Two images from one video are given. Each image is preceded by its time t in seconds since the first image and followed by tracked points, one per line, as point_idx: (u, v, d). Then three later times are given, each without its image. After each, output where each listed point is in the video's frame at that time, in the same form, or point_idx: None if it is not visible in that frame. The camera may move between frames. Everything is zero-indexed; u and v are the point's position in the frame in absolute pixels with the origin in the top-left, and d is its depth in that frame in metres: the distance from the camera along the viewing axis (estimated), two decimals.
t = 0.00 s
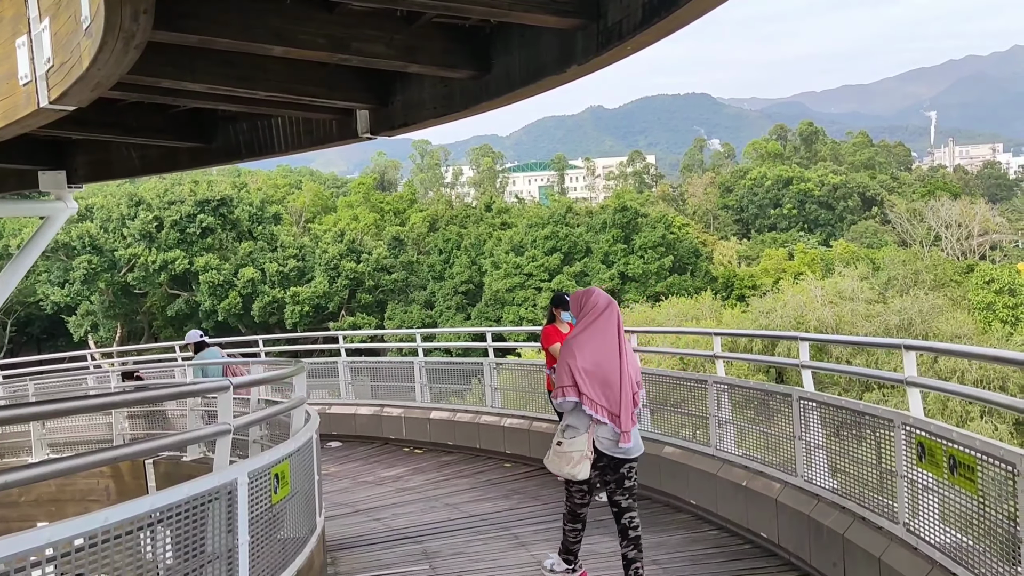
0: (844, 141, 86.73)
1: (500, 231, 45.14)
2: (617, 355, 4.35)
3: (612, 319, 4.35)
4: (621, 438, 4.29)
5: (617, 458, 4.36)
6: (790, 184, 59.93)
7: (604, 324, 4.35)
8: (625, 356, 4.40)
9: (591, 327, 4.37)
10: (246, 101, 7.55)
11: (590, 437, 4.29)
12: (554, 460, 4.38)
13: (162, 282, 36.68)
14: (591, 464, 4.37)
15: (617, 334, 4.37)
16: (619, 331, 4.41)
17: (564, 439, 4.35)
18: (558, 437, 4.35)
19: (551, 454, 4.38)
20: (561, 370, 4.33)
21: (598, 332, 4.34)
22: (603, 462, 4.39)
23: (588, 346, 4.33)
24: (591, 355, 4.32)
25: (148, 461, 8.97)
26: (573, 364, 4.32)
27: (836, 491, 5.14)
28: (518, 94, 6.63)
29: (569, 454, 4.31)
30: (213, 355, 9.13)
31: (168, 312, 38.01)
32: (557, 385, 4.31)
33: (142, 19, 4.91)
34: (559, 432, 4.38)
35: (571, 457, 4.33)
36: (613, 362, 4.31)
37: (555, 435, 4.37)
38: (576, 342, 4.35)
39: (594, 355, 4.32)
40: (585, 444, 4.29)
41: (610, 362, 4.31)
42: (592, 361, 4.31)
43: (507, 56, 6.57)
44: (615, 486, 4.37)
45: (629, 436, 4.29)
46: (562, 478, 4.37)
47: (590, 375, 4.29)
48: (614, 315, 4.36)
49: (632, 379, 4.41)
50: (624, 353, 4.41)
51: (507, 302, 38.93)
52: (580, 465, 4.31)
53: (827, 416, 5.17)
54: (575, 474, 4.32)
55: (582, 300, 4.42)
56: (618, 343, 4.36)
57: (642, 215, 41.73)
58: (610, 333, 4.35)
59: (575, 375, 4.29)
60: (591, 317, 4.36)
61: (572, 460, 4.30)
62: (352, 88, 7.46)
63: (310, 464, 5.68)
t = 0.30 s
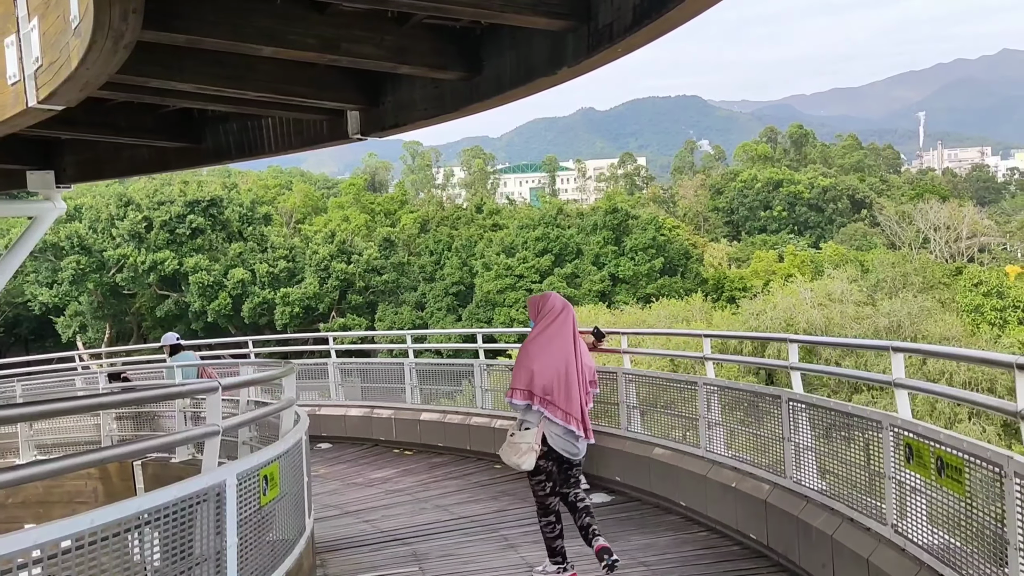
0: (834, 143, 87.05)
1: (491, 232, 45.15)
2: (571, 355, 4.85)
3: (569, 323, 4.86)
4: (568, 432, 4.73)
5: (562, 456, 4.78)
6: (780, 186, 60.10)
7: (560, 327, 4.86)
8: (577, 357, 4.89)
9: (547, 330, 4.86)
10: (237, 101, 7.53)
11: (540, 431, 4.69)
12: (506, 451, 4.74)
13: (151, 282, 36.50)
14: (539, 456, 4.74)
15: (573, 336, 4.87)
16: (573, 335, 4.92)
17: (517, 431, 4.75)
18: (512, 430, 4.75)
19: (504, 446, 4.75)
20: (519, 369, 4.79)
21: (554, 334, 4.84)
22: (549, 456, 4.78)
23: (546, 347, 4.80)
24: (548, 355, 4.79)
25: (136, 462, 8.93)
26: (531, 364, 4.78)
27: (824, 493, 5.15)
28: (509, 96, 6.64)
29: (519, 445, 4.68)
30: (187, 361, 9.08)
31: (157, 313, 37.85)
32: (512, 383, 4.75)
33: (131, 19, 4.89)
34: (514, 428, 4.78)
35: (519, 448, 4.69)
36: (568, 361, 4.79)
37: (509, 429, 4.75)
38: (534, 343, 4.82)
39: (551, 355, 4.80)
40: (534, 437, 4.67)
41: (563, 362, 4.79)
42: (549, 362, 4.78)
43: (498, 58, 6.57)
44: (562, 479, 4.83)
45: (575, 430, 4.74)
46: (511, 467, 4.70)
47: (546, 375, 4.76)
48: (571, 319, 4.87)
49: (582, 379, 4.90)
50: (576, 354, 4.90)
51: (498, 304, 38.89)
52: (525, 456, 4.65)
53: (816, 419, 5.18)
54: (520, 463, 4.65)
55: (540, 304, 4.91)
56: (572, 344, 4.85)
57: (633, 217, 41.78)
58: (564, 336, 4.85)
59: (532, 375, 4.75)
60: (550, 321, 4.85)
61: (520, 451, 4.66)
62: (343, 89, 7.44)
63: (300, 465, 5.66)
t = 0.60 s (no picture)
0: (819, 147, 87.74)
1: (477, 235, 45.26)
2: (533, 356, 4.83)
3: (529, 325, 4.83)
4: (534, 432, 4.79)
5: (531, 451, 4.85)
6: (765, 190, 60.50)
7: (523, 329, 4.83)
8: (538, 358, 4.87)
9: (511, 331, 4.83)
10: (222, 103, 7.50)
11: (510, 430, 4.68)
12: (478, 454, 4.70)
13: (135, 284, 36.29)
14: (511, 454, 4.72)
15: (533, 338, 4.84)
16: (536, 337, 4.90)
17: (486, 432, 4.71)
18: (482, 432, 4.71)
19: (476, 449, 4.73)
20: (483, 370, 4.75)
21: (519, 337, 4.80)
22: (522, 452, 4.83)
23: (508, 349, 4.77)
24: (510, 358, 4.77)
25: (118, 466, 8.88)
26: (493, 367, 4.74)
27: (809, 496, 5.17)
28: (495, 99, 6.64)
29: (491, 447, 4.66)
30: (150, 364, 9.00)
31: (142, 315, 37.60)
32: (477, 384, 4.73)
33: (115, 19, 4.86)
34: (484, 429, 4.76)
35: (492, 449, 4.67)
36: (528, 364, 4.78)
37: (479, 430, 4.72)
38: (496, 345, 4.78)
39: (513, 356, 4.77)
40: (506, 437, 4.65)
41: (528, 364, 4.77)
42: (512, 364, 4.76)
43: (484, 61, 6.57)
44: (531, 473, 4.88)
45: (539, 431, 4.80)
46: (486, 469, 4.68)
47: (510, 377, 4.74)
48: (531, 321, 4.85)
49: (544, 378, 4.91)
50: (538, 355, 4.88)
51: (484, 306, 38.97)
52: (500, 457, 4.63)
53: (800, 422, 5.20)
54: (496, 465, 4.63)
55: (503, 307, 4.88)
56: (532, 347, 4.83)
57: (620, 220, 41.96)
58: (528, 338, 4.82)
59: (495, 376, 4.71)
60: (511, 323, 4.82)
61: (493, 452, 4.64)
62: (329, 91, 7.43)
63: (284, 468, 5.64)
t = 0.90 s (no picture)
0: (800, 152, 88.49)
1: (460, 239, 45.29)
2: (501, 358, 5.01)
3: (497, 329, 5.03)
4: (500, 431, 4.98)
5: (491, 454, 5.08)
6: (747, 194, 60.89)
7: (491, 335, 5.03)
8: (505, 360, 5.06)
9: (479, 337, 5.03)
10: (202, 104, 7.46)
11: (475, 434, 4.89)
12: (445, 454, 4.92)
13: (114, 287, 36.00)
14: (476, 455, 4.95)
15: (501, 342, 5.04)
16: (502, 342, 5.10)
17: (454, 434, 4.91)
18: (449, 433, 4.90)
19: (443, 449, 4.92)
20: (454, 373, 4.91)
21: (488, 342, 5.00)
22: (484, 454, 5.07)
23: (477, 352, 4.96)
24: (479, 361, 4.95)
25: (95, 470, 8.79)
26: (464, 370, 4.91)
27: (788, 499, 5.19)
28: (477, 103, 6.65)
29: (458, 450, 4.87)
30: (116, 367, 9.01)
31: (121, 318, 37.30)
32: (449, 386, 4.88)
33: (94, 20, 4.82)
34: (448, 430, 4.96)
35: (459, 452, 4.89)
36: (497, 366, 4.97)
37: (445, 432, 4.92)
38: (466, 349, 4.95)
39: (483, 360, 4.96)
40: (473, 443, 4.88)
41: (498, 368, 4.96)
42: (481, 366, 4.93)
43: (466, 65, 6.58)
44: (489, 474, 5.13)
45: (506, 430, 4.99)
46: (451, 470, 4.92)
47: (480, 379, 4.91)
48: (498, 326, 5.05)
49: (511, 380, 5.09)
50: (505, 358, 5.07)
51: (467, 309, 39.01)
52: (466, 460, 4.87)
53: (778, 424, 5.23)
54: (462, 467, 4.87)
55: (472, 315, 5.09)
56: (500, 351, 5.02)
57: (602, 224, 42.11)
58: (496, 342, 5.03)
59: (466, 378, 4.88)
60: (480, 328, 5.01)
61: (461, 455, 4.87)
62: (311, 93, 7.42)
63: (263, 472, 5.60)
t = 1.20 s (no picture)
0: (779, 156, 89.26)
1: (441, 242, 45.25)
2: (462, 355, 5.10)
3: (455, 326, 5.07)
4: (467, 428, 5.07)
5: (453, 452, 5.12)
6: (727, 199, 61.23)
7: (450, 333, 5.06)
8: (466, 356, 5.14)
9: (441, 338, 5.09)
10: (180, 106, 7.42)
11: (438, 431, 4.99)
12: (406, 452, 5.01)
13: (91, 290, 35.69)
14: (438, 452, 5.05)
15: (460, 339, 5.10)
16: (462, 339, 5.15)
17: (415, 432, 5.01)
18: (411, 431, 5.00)
19: (404, 448, 5.03)
20: (418, 372, 4.99)
21: (452, 342, 5.07)
22: (445, 452, 5.14)
23: (439, 351, 5.04)
24: (442, 359, 5.03)
25: (72, 475, 8.74)
26: (427, 369, 4.99)
27: (766, 502, 5.22)
28: (458, 106, 6.65)
29: (419, 446, 4.97)
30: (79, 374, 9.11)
31: (98, 322, 37.01)
32: (415, 386, 4.96)
33: (71, 22, 4.78)
34: (412, 428, 5.05)
35: (420, 449, 4.99)
36: (459, 362, 5.06)
37: (408, 431, 5.02)
38: (428, 348, 5.01)
39: (444, 358, 5.04)
40: (433, 438, 4.97)
41: (461, 368, 5.04)
42: (444, 364, 5.02)
43: (447, 68, 6.58)
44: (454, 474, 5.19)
45: (472, 427, 5.09)
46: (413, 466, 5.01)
47: (444, 376, 5.00)
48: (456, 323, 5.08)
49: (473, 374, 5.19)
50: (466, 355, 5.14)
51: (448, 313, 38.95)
52: (427, 456, 4.97)
53: (758, 426, 5.26)
54: (423, 462, 4.97)
55: (429, 318, 5.11)
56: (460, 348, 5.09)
57: (584, 227, 42.22)
58: (459, 342, 5.09)
59: (430, 378, 4.98)
60: (440, 327, 5.05)
61: (421, 451, 4.96)
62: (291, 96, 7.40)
63: (242, 477, 5.56)
